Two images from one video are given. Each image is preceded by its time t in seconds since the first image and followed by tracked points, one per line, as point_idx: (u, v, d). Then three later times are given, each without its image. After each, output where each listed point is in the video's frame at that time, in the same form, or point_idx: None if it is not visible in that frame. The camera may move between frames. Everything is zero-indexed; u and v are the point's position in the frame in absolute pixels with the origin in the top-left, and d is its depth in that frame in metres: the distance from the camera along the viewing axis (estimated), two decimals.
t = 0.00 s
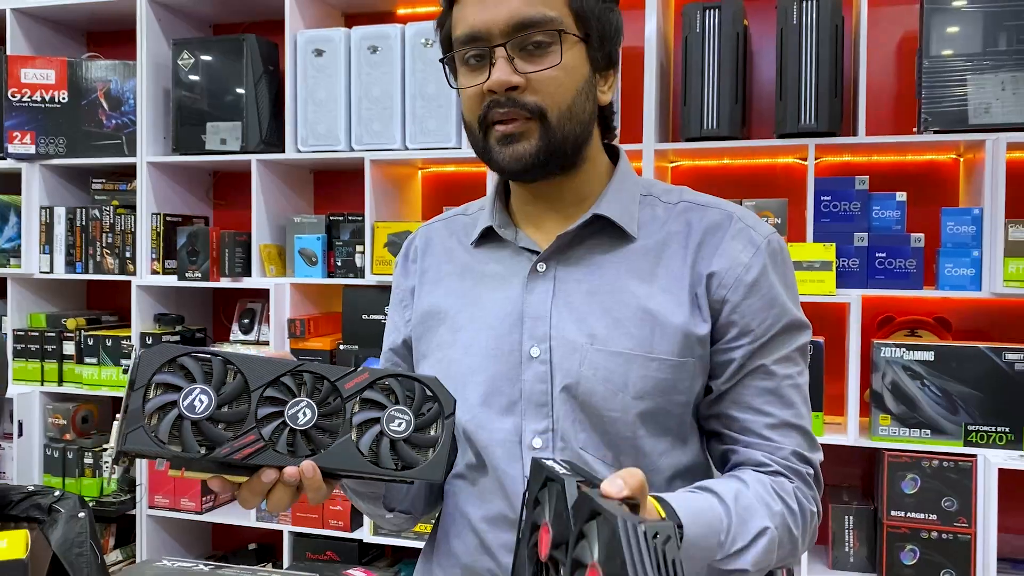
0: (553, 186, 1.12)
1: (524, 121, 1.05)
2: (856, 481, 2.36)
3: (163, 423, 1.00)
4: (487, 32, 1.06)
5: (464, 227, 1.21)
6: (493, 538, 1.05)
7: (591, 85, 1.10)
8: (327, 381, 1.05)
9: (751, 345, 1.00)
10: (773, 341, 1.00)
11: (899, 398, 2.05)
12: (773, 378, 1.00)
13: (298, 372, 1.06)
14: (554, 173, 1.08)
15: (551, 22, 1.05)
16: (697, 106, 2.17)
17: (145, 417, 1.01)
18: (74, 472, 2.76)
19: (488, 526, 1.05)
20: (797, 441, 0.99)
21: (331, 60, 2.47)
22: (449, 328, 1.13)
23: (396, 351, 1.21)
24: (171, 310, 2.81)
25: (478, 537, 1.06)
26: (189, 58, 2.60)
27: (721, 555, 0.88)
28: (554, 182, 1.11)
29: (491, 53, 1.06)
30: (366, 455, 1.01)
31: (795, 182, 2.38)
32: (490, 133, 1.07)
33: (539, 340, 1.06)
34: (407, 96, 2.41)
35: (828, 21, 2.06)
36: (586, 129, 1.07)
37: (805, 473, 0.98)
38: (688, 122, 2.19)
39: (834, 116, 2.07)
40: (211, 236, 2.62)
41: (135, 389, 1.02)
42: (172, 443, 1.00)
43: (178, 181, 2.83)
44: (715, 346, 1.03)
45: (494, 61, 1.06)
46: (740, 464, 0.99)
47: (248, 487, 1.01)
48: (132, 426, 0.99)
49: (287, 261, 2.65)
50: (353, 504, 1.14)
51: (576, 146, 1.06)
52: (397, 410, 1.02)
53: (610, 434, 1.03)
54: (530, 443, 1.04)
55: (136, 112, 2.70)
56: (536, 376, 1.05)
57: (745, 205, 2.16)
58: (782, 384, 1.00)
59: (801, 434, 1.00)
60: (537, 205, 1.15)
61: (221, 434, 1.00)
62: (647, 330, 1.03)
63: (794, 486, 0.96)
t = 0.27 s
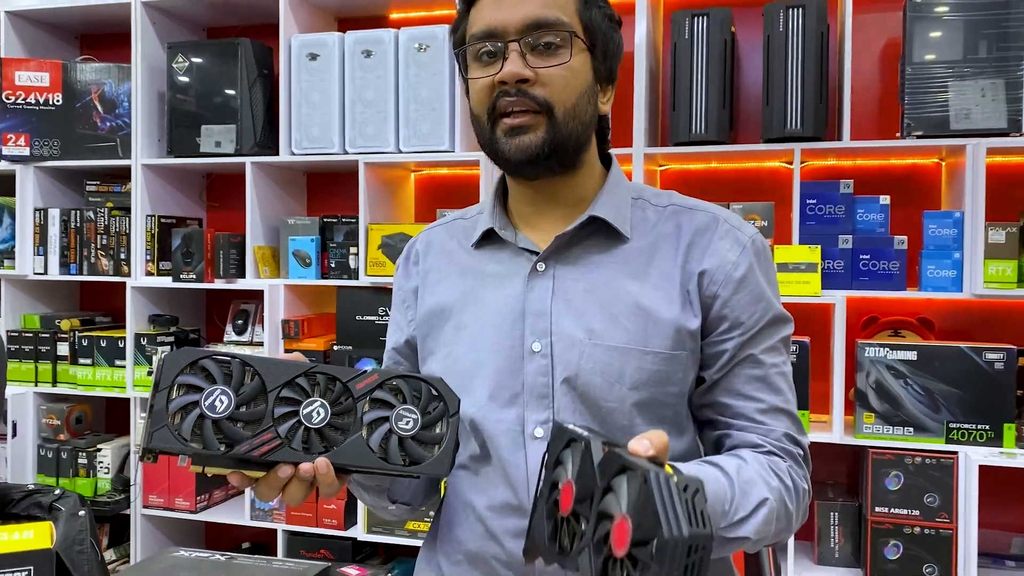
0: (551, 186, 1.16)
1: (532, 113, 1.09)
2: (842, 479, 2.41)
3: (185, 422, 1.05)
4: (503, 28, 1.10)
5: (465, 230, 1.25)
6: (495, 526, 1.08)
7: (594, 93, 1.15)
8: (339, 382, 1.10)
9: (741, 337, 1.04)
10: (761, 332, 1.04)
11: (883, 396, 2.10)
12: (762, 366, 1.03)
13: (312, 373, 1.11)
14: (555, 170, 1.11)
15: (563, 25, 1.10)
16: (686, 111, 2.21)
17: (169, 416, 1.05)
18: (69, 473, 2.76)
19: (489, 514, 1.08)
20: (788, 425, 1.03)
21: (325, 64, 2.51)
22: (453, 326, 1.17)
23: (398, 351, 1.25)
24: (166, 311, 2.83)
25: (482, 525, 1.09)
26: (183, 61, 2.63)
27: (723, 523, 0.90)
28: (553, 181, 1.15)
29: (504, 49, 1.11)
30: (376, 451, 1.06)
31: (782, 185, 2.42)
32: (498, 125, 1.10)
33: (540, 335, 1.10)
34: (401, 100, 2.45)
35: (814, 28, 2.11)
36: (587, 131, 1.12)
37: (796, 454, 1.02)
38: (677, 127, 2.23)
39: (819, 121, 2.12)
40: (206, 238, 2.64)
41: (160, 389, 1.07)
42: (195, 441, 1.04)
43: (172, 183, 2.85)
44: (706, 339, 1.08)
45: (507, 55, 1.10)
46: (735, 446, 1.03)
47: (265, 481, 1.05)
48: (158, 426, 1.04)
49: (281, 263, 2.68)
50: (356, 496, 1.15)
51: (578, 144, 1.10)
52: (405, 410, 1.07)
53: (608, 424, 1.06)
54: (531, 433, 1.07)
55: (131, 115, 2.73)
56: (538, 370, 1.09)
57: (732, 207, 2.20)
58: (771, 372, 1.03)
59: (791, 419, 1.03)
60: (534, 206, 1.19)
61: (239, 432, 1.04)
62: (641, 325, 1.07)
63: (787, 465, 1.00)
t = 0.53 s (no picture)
0: (554, 188, 1.19)
1: (550, 114, 1.12)
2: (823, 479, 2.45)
3: (197, 404, 1.07)
4: (529, 34, 1.15)
5: (462, 229, 1.27)
6: (490, 517, 1.10)
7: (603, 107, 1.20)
8: (344, 370, 1.14)
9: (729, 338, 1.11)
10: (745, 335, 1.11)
11: (862, 397, 2.14)
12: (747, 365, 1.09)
13: (318, 361, 1.14)
14: (562, 173, 1.14)
15: (584, 40, 1.16)
16: (670, 118, 2.24)
17: (181, 397, 1.08)
18: (54, 477, 2.76)
19: (485, 505, 1.10)
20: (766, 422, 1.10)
21: (312, 70, 2.53)
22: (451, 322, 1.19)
23: (394, 347, 1.26)
24: (152, 314, 2.84)
25: (477, 519, 1.11)
26: (170, 66, 2.63)
27: (734, 470, 0.95)
28: (557, 182, 1.17)
29: (528, 53, 1.15)
30: (378, 437, 1.09)
31: (761, 192, 2.46)
32: (514, 122, 1.13)
33: (539, 330, 1.13)
34: (388, 105, 2.47)
35: (794, 37, 2.15)
36: (594, 141, 1.16)
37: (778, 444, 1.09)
38: (661, 133, 2.27)
39: (799, 128, 2.16)
40: (193, 242, 2.65)
41: (173, 371, 1.09)
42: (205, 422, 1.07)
43: (159, 187, 2.86)
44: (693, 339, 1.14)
45: (530, 59, 1.14)
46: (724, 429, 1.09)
47: (270, 463, 1.07)
48: (171, 407, 1.06)
49: (268, 266, 2.70)
50: (346, 484, 1.17)
51: (585, 151, 1.14)
52: (406, 398, 1.11)
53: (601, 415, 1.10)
54: (528, 424, 1.10)
55: (118, 120, 2.73)
56: (535, 364, 1.12)
57: (716, 212, 2.24)
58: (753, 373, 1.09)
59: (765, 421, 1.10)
60: (535, 208, 1.21)
61: (249, 415, 1.07)
62: (635, 324, 1.11)
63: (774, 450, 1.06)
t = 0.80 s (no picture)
0: (546, 199, 1.21)
1: (547, 138, 1.14)
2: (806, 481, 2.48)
3: (212, 409, 1.08)
4: (532, 54, 1.15)
5: (453, 233, 1.28)
6: (483, 516, 1.10)
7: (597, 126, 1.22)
8: (353, 372, 1.15)
9: (712, 347, 1.16)
10: (723, 345, 1.17)
11: (844, 401, 2.17)
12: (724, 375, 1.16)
13: (328, 364, 1.15)
14: (553, 190, 1.17)
15: (586, 63, 1.17)
16: (655, 124, 2.27)
17: (197, 402, 1.08)
18: (39, 482, 2.75)
19: (479, 503, 1.11)
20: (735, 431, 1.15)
21: (299, 75, 2.54)
22: (441, 323, 1.20)
23: (383, 347, 1.25)
24: (138, 319, 2.84)
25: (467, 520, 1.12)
26: (156, 71, 2.64)
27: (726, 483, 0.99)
28: (549, 196, 1.19)
29: (530, 73, 1.15)
30: (386, 437, 1.11)
31: (746, 197, 2.49)
32: (512, 141, 1.15)
33: (531, 333, 1.15)
34: (375, 111, 2.49)
35: (777, 45, 2.18)
36: (587, 161, 1.19)
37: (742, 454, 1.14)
38: (646, 139, 2.29)
39: (782, 134, 2.19)
40: (179, 247, 2.66)
41: (187, 376, 1.09)
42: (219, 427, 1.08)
43: (145, 192, 2.86)
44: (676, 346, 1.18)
45: (532, 80, 1.15)
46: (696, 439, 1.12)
47: (280, 465, 1.08)
48: (186, 411, 1.07)
49: (254, 271, 2.70)
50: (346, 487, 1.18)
51: (577, 172, 1.17)
52: (413, 399, 1.12)
53: (591, 415, 1.12)
54: (520, 424, 1.12)
55: (104, 125, 2.73)
56: (527, 365, 1.13)
57: (701, 217, 2.27)
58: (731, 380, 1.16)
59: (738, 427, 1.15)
60: (526, 216, 1.23)
61: (263, 418, 1.07)
62: (623, 328, 1.14)
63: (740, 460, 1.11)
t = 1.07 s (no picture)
0: (533, 208, 1.21)
1: (541, 147, 1.15)
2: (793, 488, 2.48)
3: (205, 426, 1.03)
4: (528, 64, 1.16)
5: (439, 242, 1.28)
6: (468, 526, 1.10)
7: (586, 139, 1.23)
8: (347, 387, 1.11)
9: (695, 356, 1.18)
10: (707, 355, 1.19)
11: (830, 408, 2.18)
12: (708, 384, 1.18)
13: (322, 377, 1.11)
14: (544, 200, 1.18)
15: (580, 75, 1.18)
16: (642, 133, 2.28)
17: (189, 419, 1.03)
18: (24, 491, 2.72)
19: (464, 514, 1.11)
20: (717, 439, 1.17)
21: (287, 83, 2.54)
22: (429, 329, 1.19)
23: (367, 356, 1.27)
24: (124, 326, 2.83)
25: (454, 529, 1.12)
26: (144, 78, 2.63)
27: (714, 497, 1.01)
28: (537, 206, 1.20)
29: (525, 83, 1.16)
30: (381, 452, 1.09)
31: (733, 205, 2.50)
32: (506, 149, 1.15)
33: (518, 341, 1.15)
34: (363, 118, 2.49)
35: (762, 55, 2.20)
36: (577, 172, 1.20)
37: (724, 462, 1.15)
38: (633, 147, 2.30)
39: (768, 143, 2.20)
40: (166, 254, 2.64)
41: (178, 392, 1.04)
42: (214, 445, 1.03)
43: (132, 199, 2.85)
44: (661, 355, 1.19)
45: (528, 89, 1.16)
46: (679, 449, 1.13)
47: (275, 481, 1.06)
48: (180, 429, 1.02)
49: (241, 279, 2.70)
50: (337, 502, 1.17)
51: (568, 182, 1.18)
52: (409, 413, 1.11)
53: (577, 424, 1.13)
54: (506, 433, 1.12)
55: (90, 131, 2.72)
56: (513, 374, 1.14)
57: (688, 225, 2.28)
58: (715, 389, 1.18)
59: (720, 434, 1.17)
60: (514, 225, 1.24)
61: (259, 434, 1.04)
62: (609, 336, 1.14)
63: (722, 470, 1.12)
